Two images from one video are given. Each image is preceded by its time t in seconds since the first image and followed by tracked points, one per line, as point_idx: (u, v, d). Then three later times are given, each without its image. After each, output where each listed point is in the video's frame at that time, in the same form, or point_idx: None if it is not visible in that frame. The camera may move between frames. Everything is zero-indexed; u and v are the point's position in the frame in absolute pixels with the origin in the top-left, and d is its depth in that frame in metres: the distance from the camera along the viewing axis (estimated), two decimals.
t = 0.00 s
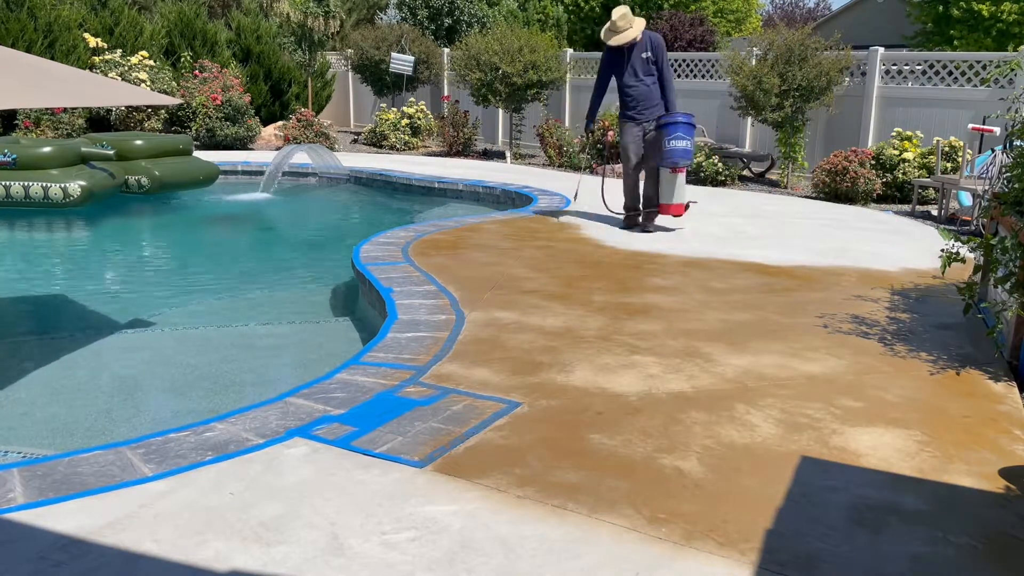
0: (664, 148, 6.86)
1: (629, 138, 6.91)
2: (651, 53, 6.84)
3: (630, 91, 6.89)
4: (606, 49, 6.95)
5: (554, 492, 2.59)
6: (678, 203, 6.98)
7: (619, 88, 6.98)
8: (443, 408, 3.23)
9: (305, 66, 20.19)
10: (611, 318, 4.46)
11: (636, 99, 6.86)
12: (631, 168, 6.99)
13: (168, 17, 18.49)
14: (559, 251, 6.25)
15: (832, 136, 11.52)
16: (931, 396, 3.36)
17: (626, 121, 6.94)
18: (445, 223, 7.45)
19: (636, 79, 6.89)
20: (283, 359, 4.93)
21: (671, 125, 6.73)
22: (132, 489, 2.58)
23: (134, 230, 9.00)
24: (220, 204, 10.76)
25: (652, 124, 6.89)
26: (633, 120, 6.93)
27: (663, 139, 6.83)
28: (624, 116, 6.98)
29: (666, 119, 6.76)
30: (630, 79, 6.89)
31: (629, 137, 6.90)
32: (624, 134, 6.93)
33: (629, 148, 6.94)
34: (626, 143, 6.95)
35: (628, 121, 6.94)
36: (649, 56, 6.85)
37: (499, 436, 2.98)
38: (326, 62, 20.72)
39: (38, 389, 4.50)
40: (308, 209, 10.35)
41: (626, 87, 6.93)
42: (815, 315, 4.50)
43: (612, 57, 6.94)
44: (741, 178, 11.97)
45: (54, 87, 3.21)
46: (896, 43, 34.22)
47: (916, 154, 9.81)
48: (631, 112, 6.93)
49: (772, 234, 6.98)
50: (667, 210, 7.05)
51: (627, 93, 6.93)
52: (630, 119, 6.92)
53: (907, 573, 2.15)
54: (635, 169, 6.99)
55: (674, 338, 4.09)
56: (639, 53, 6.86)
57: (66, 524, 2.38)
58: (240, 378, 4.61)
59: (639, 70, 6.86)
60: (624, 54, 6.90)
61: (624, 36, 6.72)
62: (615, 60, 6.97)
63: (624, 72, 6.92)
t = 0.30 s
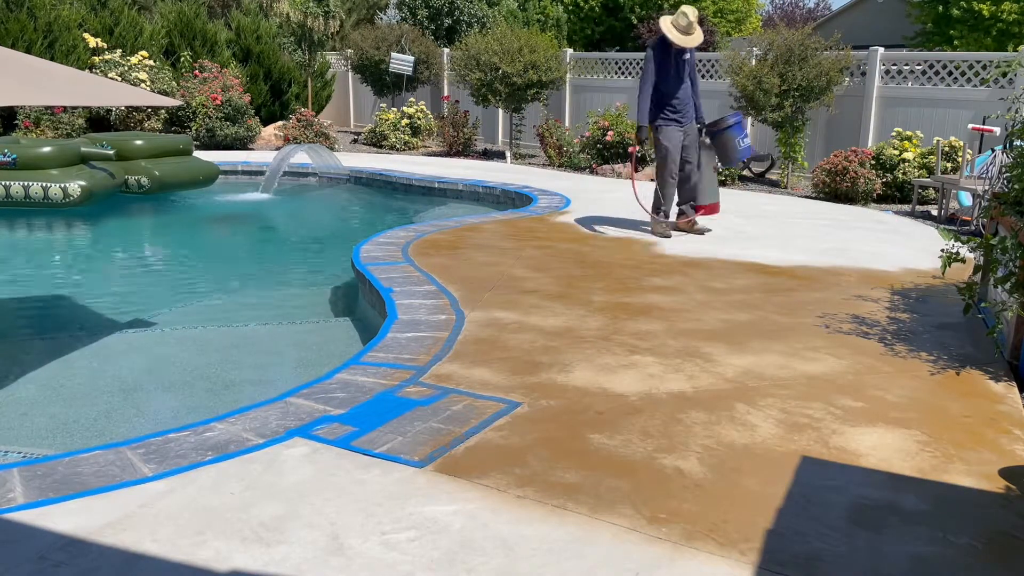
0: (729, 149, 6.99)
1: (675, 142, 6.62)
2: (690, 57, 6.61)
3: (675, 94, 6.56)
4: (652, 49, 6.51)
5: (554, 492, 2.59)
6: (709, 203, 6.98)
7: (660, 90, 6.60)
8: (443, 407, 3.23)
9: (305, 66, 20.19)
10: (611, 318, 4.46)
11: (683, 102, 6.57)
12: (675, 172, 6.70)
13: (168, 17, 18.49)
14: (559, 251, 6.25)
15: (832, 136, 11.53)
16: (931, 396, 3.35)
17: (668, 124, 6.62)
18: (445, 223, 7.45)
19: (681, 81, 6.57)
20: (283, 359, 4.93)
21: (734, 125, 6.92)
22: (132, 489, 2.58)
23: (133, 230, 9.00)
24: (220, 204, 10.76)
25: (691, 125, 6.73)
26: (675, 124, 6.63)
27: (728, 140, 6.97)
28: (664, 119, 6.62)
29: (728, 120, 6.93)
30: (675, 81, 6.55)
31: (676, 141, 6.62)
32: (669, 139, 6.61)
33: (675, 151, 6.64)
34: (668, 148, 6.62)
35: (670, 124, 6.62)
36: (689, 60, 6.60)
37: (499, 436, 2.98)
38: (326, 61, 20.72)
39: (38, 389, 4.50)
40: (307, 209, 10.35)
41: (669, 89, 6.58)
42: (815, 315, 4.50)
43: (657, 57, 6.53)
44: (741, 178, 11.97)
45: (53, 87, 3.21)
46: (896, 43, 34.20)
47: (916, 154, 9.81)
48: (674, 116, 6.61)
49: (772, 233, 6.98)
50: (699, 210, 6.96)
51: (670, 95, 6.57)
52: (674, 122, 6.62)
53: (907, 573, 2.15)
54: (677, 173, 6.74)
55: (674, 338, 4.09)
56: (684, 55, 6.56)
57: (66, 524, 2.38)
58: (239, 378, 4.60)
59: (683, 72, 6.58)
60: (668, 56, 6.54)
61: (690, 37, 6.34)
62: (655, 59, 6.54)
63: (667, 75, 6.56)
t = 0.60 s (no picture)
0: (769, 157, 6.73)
1: (719, 145, 6.39)
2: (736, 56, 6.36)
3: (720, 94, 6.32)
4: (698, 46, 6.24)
5: (554, 492, 2.59)
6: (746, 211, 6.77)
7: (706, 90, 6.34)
8: (443, 408, 3.23)
9: (305, 66, 20.20)
10: (611, 318, 4.46)
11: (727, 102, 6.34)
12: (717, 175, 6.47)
13: (168, 17, 18.49)
14: (559, 250, 6.25)
15: (832, 137, 11.52)
16: (931, 397, 3.35)
17: (712, 126, 6.38)
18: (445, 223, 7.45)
19: (727, 80, 6.31)
20: (282, 359, 4.93)
21: (773, 134, 6.65)
22: (132, 489, 2.58)
23: (133, 231, 9.00)
24: (219, 204, 10.76)
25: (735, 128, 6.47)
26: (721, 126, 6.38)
27: (768, 148, 6.69)
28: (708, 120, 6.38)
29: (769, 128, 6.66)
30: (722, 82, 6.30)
31: (720, 144, 6.39)
32: (713, 141, 6.38)
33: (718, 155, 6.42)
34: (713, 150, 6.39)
35: (715, 127, 6.37)
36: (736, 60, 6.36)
37: (499, 436, 2.98)
38: (326, 61, 20.72)
39: (37, 388, 4.50)
40: (307, 209, 10.35)
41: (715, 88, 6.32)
42: (815, 315, 4.50)
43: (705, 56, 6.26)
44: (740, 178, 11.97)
45: (53, 86, 3.21)
46: (896, 43, 34.20)
47: (916, 153, 9.80)
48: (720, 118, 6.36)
49: (772, 233, 6.97)
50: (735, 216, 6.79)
51: (714, 94, 6.34)
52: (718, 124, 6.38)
53: (907, 573, 2.15)
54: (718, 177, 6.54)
55: (674, 338, 4.09)
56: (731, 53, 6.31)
57: (66, 524, 2.38)
58: (239, 378, 4.60)
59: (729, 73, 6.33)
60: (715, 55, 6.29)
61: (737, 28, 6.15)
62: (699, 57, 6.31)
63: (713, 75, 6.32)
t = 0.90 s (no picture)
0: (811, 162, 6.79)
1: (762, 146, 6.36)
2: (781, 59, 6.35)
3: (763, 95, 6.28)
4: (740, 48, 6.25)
5: (554, 492, 2.59)
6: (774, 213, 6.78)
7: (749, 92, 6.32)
8: (443, 407, 3.23)
9: (305, 66, 20.20)
10: (611, 318, 4.46)
11: (772, 104, 6.29)
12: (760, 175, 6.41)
13: (168, 17, 18.48)
14: (559, 250, 6.25)
15: (832, 136, 11.52)
16: (931, 396, 3.35)
17: (755, 127, 6.35)
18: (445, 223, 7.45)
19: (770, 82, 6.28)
20: (282, 359, 4.92)
21: (817, 139, 6.75)
22: (132, 489, 2.58)
23: (133, 231, 8.99)
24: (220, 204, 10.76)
25: (777, 131, 6.45)
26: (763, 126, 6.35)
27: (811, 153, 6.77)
28: (752, 121, 6.34)
29: (814, 132, 6.75)
30: (767, 82, 6.26)
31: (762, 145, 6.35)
32: (755, 142, 6.34)
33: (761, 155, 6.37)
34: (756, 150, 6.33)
35: (758, 127, 6.34)
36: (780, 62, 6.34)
37: (499, 436, 2.98)
38: (326, 61, 20.72)
39: (37, 388, 4.50)
40: (307, 209, 10.35)
41: (759, 89, 6.29)
42: (815, 315, 4.50)
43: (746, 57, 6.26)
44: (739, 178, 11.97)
45: (52, 86, 3.21)
46: (896, 44, 34.20)
47: (916, 153, 9.81)
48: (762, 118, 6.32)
49: (772, 233, 6.97)
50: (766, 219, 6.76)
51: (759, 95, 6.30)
52: (761, 125, 6.34)
53: (908, 573, 2.15)
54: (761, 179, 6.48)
55: (674, 338, 4.09)
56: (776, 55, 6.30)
57: (66, 524, 2.38)
58: (239, 378, 4.60)
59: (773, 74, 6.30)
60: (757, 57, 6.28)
61: (783, 40, 6.09)
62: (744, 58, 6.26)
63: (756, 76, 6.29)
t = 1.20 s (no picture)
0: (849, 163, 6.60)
1: (799, 144, 6.37)
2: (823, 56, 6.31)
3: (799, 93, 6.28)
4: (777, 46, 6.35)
5: (554, 492, 2.59)
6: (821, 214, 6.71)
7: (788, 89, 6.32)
8: (443, 407, 3.23)
9: (305, 66, 20.20)
10: (611, 318, 4.46)
11: (806, 99, 6.27)
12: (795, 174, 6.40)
13: (168, 17, 18.48)
14: (560, 250, 6.25)
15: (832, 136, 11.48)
16: (931, 397, 3.35)
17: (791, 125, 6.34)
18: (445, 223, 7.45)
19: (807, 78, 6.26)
20: (282, 359, 4.92)
21: (854, 140, 6.52)
22: (132, 489, 2.58)
23: (133, 231, 8.99)
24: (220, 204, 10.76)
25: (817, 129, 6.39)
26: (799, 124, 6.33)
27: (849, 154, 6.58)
28: (787, 118, 6.34)
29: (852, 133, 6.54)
30: (803, 78, 6.25)
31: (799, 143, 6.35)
32: (790, 140, 6.34)
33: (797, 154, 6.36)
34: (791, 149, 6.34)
35: (794, 125, 6.34)
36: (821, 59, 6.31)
37: (499, 436, 2.98)
38: (326, 61, 20.72)
39: (37, 388, 4.50)
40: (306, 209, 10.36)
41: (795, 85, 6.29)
42: (815, 315, 4.50)
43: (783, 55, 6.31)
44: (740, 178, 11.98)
45: (52, 86, 3.21)
46: (896, 43, 34.19)
47: (916, 153, 9.82)
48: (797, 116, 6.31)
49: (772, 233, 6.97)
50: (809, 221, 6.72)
51: (794, 92, 6.30)
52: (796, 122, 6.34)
53: (908, 573, 2.15)
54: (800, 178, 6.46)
55: (674, 338, 4.09)
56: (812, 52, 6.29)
57: (65, 524, 2.38)
58: (239, 378, 4.60)
59: (812, 71, 6.28)
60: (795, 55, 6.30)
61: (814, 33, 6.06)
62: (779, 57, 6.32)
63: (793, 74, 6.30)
